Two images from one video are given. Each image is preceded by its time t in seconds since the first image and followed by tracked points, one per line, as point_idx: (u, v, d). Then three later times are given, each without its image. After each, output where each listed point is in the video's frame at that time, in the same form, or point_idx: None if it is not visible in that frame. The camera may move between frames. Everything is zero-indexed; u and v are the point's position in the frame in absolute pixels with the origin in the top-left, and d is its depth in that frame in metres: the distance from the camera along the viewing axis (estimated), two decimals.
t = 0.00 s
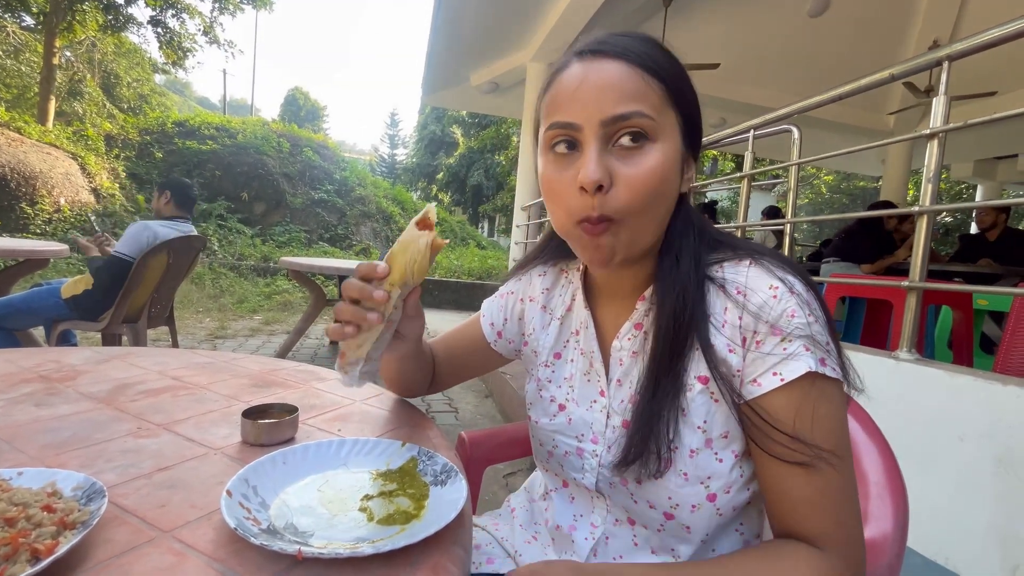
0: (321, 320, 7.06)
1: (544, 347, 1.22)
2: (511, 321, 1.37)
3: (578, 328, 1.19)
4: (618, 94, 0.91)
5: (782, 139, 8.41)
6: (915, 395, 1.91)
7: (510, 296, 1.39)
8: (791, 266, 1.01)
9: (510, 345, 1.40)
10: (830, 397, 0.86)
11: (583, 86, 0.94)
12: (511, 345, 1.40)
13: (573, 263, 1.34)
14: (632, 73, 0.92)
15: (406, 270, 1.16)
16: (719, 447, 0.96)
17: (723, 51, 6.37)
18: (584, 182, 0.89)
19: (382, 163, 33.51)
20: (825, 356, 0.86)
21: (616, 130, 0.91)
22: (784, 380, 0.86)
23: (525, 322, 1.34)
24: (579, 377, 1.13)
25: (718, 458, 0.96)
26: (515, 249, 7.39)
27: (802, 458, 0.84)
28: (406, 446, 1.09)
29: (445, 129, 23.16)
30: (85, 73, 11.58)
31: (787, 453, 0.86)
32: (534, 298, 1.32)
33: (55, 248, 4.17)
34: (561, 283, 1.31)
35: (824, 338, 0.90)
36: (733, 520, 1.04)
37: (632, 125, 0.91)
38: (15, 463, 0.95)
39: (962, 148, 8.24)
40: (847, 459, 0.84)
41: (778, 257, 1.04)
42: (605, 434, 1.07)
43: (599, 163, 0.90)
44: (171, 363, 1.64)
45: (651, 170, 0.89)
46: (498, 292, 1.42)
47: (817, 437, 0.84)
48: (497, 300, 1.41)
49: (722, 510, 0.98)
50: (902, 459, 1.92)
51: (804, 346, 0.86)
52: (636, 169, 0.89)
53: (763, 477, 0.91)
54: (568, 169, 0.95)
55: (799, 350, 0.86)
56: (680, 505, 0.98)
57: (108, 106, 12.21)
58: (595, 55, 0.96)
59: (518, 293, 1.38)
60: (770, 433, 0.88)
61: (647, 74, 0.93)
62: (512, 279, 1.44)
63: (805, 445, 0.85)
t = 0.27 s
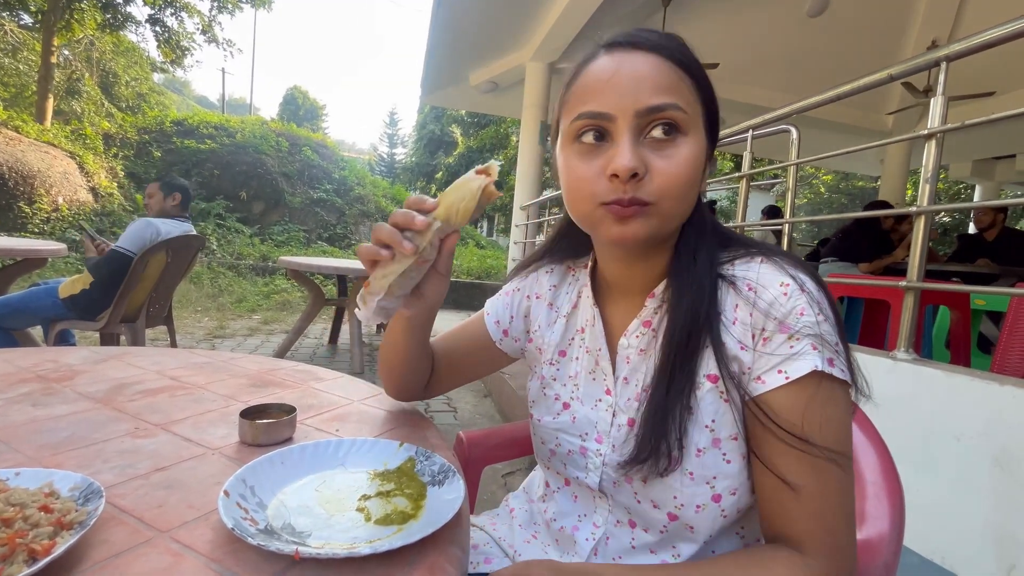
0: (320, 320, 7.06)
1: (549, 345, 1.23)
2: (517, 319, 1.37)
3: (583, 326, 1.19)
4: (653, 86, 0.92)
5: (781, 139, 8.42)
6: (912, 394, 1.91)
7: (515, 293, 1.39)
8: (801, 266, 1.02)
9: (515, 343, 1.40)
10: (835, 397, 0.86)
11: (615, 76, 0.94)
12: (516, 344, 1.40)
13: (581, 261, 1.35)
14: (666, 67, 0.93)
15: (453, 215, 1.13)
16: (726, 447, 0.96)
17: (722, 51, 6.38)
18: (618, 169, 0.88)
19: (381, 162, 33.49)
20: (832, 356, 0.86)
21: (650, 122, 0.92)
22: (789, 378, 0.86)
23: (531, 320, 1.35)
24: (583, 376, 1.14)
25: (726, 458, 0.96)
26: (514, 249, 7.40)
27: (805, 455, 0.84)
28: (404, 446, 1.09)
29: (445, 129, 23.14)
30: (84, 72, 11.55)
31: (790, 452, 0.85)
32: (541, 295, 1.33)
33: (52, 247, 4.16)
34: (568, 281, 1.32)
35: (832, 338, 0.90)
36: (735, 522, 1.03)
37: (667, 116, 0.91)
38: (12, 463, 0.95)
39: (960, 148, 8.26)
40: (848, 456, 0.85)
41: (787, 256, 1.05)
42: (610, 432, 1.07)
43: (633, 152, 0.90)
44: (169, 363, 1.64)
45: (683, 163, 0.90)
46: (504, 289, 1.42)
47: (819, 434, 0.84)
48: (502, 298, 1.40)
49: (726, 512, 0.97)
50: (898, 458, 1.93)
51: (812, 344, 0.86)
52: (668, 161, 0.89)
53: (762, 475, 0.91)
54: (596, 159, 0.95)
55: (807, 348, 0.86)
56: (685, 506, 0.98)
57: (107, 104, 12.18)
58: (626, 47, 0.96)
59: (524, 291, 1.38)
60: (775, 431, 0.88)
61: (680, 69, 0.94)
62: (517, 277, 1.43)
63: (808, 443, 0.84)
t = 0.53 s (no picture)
0: (320, 319, 7.06)
1: (556, 344, 1.23)
2: (521, 320, 1.37)
3: (590, 326, 1.20)
4: (668, 85, 0.92)
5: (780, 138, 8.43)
6: (912, 394, 1.92)
7: (520, 294, 1.39)
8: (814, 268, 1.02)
9: (520, 344, 1.39)
10: (848, 401, 0.86)
11: (629, 75, 0.94)
12: (521, 345, 1.39)
13: (587, 261, 1.36)
14: (679, 66, 0.94)
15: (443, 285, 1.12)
16: (737, 449, 0.96)
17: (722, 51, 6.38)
18: (633, 170, 0.88)
19: (381, 161, 33.48)
20: (846, 357, 0.86)
21: (665, 122, 0.92)
22: (804, 379, 0.86)
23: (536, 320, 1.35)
24: (590, 377, 1.14)
25: (736, 461, 0.96)
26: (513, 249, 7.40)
27: (820, 457, 0.84)
28: (404, 445, 1.09)
29: (444, 128, 23.12)
30: (83, 70, 11.54)
31: (806, 452, 0.85)
32: (546, 296, 1.33)
33: (51, 246, 4.16)
34: (574, 281, 1.33)
35: (846, 339, 0.90)
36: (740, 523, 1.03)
37: (681, 116, 0.92)
38: (11, 462, 0.95)
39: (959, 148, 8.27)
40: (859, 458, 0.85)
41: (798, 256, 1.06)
42: (618, 434, 1.06)
43: (647, 152, 0.89)
44: (168, 363, 1.64)
45: (698, 164, 0.89)
46: (507, 290, 1.42)
47: (832, 434, 0.85)
48: (506, 299, 1.40)
49: (735, 515, 0.97)
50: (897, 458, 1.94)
51: (826, 345, 0.86)
52: (683, 162, 0.89)
53: (776, 477, 0.91)
54: (609, 160, 0.94)
55: (822, 349, 0.86)
56: (694, 508, 0.98)
57: (106, 103, 12.17)
58: (640, 46, 0.97)
59: (529, 291, 1.38)
60: (790, 432, 0.87)
61: (694, 69, 0.95)
62: (522, 277, 1.44)
63: (824, 445, 0.84)
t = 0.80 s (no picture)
0: (320, 318, 7.06)
1: (561, 342, 1.23)
2: (527, 319, 1.36)
3: (595, 323, 1.19)
4: (651, 104, 0.89)
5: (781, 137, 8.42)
6: (913, 393, 1.91)
7: (526, 292, 1.38)
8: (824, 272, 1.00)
9: (526, 343, 1.39)
10: (856, 402, 0.86)
11: (612, 92, 0.91)
12: (526, 344, 1.39)
13: (593, 259, 1.35)
14: (665, 79, 0.90)
15: (413, 321, 1.26)
16: (740, 451, 0.96)
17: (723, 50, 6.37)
18: (610, 198, 0.89)
19: (381, 160, 33.46)
20: (853, 358, 0.86)
21: (648, 142, 0.90)
22: (810, 380, 0.86)
23: (542, 319, 1.34)
24: (594, 376, 1.14)
25: (739, 462, 0.96)
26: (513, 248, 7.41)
27: (826, 471, 0.84)
28: (404, 444, 1.09)
29: (445, 127, 23.09)
30: (83, 69, 11.54)
31: (814, 466, 0.85)
32: (552, 295, 1.33)
33: (52, 245, 4.16)
34: (580, 279, 1.32)
35: (853, 340, 0.90)
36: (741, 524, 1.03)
37: (664, 136, 0.89)
38: (12, 460, 0.95)
39: (960, 147, 8.26)
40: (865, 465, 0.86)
41: (807, 255, 1.05)
42: (622, 433, 1.06)
43: (628, 176, 0.89)
44: (168, 361, 1.64)
45: (681, 184, 0.88)
46: (513, 289, 1.41)
47: (840, 447, 0.84)
48: (512, 297, 1.40)
49: (737, 515, 0.97)
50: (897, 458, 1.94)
51: (833, 347, 0.86)
52: (663, 184, 0.88)
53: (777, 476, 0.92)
54: (596, 180, 0.95)
55: (828, 350, 0.86)
56: (696, 507, 0.98)
57: (106, 102, 12.17)
58: (627, 59, 0.93)
59: (535, 289, 1.38)
60: (797, 447, 0.87)
61: (682, 80, 0.90)
62: (528, 275, 1.44)
63: (830, 452, 0.84)
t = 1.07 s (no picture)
0: (324, 316, 7.08)
1: (565, 343, 1.23)
2: (528, 319, 1.37)
3: (600, 324, 1.20)
4: (635, 110, 0.87)
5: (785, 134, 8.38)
6: (918, 391, 1.90)
7: (527, 290, 1.38)
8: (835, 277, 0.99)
9: (526, 342, 1.39)
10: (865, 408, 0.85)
11: (599, 96, 0.90)
12: (527, 343, 1.39)
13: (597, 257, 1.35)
14: (653, 86, 0.87)
15: (396, 330, 1.27)
16: (749, 453, 0.97)
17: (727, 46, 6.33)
18: (586, 203, 0.89)
19: (383, 159, 33.47)
20: (861, 359, 0.86)
21: (629, 149, 0.88)
22: (815, 380, 0.86)
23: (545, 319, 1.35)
24: (600, 377, 1.15)
25: (748, 465, 0.97)
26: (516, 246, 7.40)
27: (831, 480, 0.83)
28: (408, 441, 1.10)
29: (447, 125, 23.07)
30: (88, 69, 11.58)
31: (818, 492, 0.84)
32: (555, 295, 1.33)
33: (58, 243, 4.18)
34: (583, 278, 1.32)
35: (860, 342, 0.89)
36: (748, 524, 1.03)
37: (645, 145, 0.87)
38: (21, 457, 0.96)
39: (966, 143, 8.20)
40: (870, 488, 0.84)
41: (816, 257, 1.04)
42: (628, 435, 1.06)
43: (606, 182, 0.89)
44: (174, 360, 1.65)
45: (661, 193, 0.86)
46: (513, 288, 1.41)
47: (845, 474, 0.82)
48: (512, 295, 1.40)
49: (745, 516, 0.99)
50: (903, 456, 1.93)
51: (840, 349, 0.86)
52: (641, 191, 0.87)
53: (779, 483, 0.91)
54: (581, 183, 0.96)
55: (834, 352, 0.86)
56: (704, 510, 1.00)
57: (110, 102, 12.23)
58: (624, 59, 0.91)
59: (537, 289, 1.38)
60: (798, 473, 0.86)
61: (673, 86, 0.86)
62: (530, 273, 1.44)
63: (834, 465, 0.82)
